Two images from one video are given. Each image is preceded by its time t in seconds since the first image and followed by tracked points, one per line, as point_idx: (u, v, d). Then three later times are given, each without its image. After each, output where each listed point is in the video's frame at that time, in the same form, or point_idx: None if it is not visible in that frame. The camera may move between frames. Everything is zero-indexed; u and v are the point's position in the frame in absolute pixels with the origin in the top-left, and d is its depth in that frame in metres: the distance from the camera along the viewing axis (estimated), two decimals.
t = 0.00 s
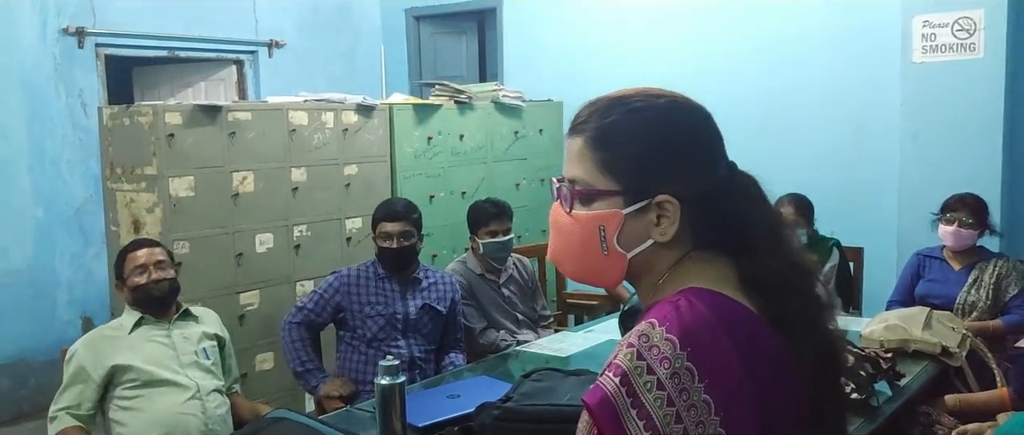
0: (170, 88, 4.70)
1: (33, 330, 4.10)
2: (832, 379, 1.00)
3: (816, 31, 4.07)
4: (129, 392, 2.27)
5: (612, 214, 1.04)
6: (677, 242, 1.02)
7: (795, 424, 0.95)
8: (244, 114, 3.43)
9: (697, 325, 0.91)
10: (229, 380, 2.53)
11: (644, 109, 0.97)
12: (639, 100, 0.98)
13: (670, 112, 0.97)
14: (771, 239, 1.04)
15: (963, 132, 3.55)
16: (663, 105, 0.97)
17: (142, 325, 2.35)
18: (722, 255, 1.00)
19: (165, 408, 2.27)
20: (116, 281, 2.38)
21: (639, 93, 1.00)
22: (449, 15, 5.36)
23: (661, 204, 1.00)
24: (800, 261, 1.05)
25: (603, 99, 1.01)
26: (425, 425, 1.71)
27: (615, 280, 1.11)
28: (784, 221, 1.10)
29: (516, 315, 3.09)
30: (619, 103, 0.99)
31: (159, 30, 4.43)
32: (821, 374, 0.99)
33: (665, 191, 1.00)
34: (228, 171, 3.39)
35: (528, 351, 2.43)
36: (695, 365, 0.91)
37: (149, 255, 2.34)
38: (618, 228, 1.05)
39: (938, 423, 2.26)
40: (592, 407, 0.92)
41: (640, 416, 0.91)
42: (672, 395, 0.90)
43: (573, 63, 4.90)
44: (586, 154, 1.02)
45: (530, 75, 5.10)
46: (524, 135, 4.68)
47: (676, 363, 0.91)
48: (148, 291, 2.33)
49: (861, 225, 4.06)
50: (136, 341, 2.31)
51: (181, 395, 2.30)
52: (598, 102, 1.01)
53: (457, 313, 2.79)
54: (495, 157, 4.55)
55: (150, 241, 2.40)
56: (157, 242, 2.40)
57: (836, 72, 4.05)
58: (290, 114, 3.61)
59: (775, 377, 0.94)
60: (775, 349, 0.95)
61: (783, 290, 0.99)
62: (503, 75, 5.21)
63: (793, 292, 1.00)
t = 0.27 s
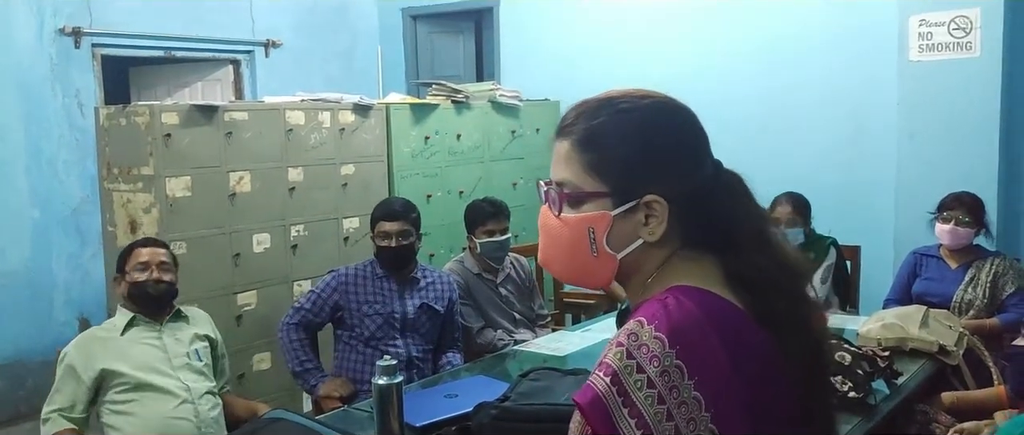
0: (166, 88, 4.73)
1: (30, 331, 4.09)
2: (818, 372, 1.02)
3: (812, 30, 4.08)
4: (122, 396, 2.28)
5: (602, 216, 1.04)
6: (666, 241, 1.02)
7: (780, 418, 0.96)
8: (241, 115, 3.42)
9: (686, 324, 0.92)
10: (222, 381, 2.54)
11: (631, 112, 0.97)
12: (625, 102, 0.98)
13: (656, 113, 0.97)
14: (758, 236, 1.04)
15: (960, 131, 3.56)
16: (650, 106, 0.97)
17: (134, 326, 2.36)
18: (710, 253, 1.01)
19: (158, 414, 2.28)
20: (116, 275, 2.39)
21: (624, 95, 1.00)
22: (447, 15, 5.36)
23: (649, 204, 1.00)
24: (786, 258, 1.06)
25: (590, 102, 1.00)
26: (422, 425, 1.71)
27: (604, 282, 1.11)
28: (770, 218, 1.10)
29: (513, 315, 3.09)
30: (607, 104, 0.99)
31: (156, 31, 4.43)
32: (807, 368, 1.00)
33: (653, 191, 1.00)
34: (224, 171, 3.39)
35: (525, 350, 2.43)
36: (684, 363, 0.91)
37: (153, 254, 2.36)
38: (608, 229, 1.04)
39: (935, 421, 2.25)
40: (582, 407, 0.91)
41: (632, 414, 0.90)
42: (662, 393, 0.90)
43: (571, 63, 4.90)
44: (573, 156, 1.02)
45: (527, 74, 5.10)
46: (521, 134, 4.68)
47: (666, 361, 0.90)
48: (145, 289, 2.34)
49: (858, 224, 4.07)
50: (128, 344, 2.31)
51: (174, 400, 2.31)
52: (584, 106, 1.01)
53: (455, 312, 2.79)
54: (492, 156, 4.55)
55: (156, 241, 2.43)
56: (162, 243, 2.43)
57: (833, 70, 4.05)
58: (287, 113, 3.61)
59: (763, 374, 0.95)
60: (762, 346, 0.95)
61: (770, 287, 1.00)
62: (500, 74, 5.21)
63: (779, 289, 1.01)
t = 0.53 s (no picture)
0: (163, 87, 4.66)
1: (27, 330, 4.08)
2: (806, 370, 1.01)
3: (809, 29, 4.09)
4: (123, 393, 2.28)
5: (589, 214, 1.04)
6: (654, 238, 1.02)
7: (769, 415, 0.95)
8: (237, 114, 3.42)
9: (673, 321, 0.92)
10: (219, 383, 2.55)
11: (617, 111, 0.97)
12: (612, 101, 0.98)
13: (642, 112, 0.96)
14: (745, 234, 1.04)
15: (956, 130, 3.56)
16: (635, 104, 0.97)
17: (140, 324, 2.35)
18: (698, 250, 1.00)
19: (158, 414, 2.28)
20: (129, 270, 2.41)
21: (611, 94, 0.99)
22: (444, 14, 5.35)
23: (636, 201, 1.00)
24: (773, 256, 1.06)
25: (577, 101, 1.00)
26: (419, 425, 1.71)
27: (593, 281, 1.10)
28: (759, 216, 1.10)
29: (510, 314, 3.09)
30: (592, 104, 0.99)
31: (153, 30, 4.42)
32: (795, 365, 0.99)
33: (639, 188, 0.99)
34: (220, 171, 3.38)
35: (522, 350, 2.42)
36: (672, 360, 0.91)
37: (168, 254, 2.38)
38: (596, 228, 1.04)
39: (931, 420, 2.23)
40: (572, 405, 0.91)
41: (620, 411, 0.90)
42: (650, 389, 0.90)
43: (569, 63, 4.90)
44: (560, 156, 1.02)
45: (524, 74, 5.09)
46: (518, 134, 4.68)
47: (654, 358, 0.91)
48: (154, 288, 2.35)
49: (854, 223, 4.08)
50: (134, 342, 2.31)
51: (175, 400, 2.31)
52: (572, 105, 1.01)
53: (452, 312, 2.79)
54: (489, 156, 4.55)
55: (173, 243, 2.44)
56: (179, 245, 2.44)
57: (829, 70, 4.06)
58: (283, 113, 3.60)
59: (752, 371, 0.94)
60: (750, 343, 0.95)
61: (758, 284, 0.99)
62: (497, 74, 5.20)
63: (767, 286, 1.01)
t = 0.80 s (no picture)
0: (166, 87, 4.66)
1: (28, 329, 4.09)
2: (803, 368, 1.01)
3: (812, 30, 4.08)
4: (134, 387, 2.28)
5: (583, 214, 1.04)
6: (647, 238, 1.02)
7: (765, 413, 0.95)
8: (239, 113, 3.42)
9: (667, 319, 0.92)
10: (227, 385, 2.55)
11: (607, 113, 0.97)
12: (604, 104, 0.98)
13: (632, 114, 0.97)
14: (741, 232, 1.04)
15: (958, 131, 3.56)
16: (626, 106, 0.98)
17: (160, 319, 2.36)
18: (693, 248, 1.00)
19: (166, 411, 2.28)
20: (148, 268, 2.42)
21: (601, 97, 1.00)
22: (445, 14, 5.35)
23: (628, 201, 1.01)
24: (770, 254, 1.06)
25: (569, 103, 1.01)
26: (421, 425, 1.71)
27: (591, 281, 1.11)
28: (754, 214, 1.10)
29: (512, 314, 3.09)
30: (584, 106, 0.99)
31: (155, 29, 4.42)
32: (792, 363, 0.99)
33: (631, 189, 1.00)
34: (223, 170, 3.38)
35: (524, 349, 2.43)
36: (666, 357, 0.91)
37: (189, 253, 2.40)
38: (590, 228, 1.05)
39: (933, 420, 2.23)
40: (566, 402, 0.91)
41: (614, 407, 0.91)
42: (644, 386, 0.91)
43: (570, 63, 4.90)
44: (552, 158, 1.02)
45: (525, 73, 5.09)
46: (519, 134, 4.69)
47: (648, 355, 0.91)
48: (174, 284, 2.36)
49: (856, 224, 4.08)
50: (150, 337, 2.32)
51: (184, 399, 2.31)
52: (565, 107, 1.01)
53: (453, 312, 2.79)
54: (491, 155, 4.56)
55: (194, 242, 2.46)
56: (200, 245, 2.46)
57: (831, 70, 4.06)
58: (285, 112, 3.61)
59: (748, 369, 0.94)
60: (745, 340, 0.94)
61: (753, 281, 0.99)
62: (498, 73, 5.21)
63: (763, 284, 1.00)
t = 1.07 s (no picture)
0: (165, 85, 4.65)
1: (27, 328, 4.08)
2: (795, 368, 1.00)
3: (811, 31, 4.09)
4: (140, 382, 2.27)
5: (574, 215, 1.04)
6: (638, 237, 1.02)
7: (756, 411, 0.94)
8: (238, 112, 3.42)
9: (656, 314, 0.92)
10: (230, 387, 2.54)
11: (599, 114, 0.97)
12: (595, 105, 0.98)
13: (623, 115, 0.97)
14: (732, 231, 1.04)
15: (956, 132, 3.56)
16: (618, 107, 0.98)
17: (173, 312, 2.38)
18: (684, 247, 1.00)
19: (170, 408, 2.27)
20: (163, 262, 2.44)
21: (593, 98, 1.00)
22: (445, 14, 5.35)
23: (619, 200, 1.01)
24: (761, 255, 1.06)
25: (562, 104, 1.01)
26: (420, 424, 1.71)
27: (581, 282, 1.11)
28: (748, 216, 1.10)
29: (510, 314, 3.09)
30: (576, 106, 0.99)
31: (155, 28, 4.42)
32: (783, 362, 0.98)
33: (622, 188, 1.00)
34: (222, 169, 3.38)
35: (522, 349, 2.43)
36: (653, 351, 0.91)
37: (204, 248, 2.43)
38: (581, 228, 1.04)
39: (931, 421, 2.23)
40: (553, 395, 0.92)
41: (600, 401, 0.91)
42: (630, 380, 0.91)
43: (569, 63, 4.90)
44: (544, 158, 1.02)
45: (525, 73, 5.09)
46: (518, 134, 4.69)
47: (635, 349, 0.91)
48: (188, 277, 2.38)
49: (855, 225, 4.08)
50: (162, 332, 2.33)
51: (189, 398, 2.30)
52: (558, 108, 1.01)
53: (452, 312, 2.79)
54: (490, 155, 4.56)
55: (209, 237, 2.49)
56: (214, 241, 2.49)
57: (831, 71, 4.06)
58: (284, 111, 3.61)
59: (738, 367, 0.93)
60: (735, 336, 0.94)
61: (744, 279, 0.99)
62: (497, 73, 5.21)
63: (754, 282, 1.00)
